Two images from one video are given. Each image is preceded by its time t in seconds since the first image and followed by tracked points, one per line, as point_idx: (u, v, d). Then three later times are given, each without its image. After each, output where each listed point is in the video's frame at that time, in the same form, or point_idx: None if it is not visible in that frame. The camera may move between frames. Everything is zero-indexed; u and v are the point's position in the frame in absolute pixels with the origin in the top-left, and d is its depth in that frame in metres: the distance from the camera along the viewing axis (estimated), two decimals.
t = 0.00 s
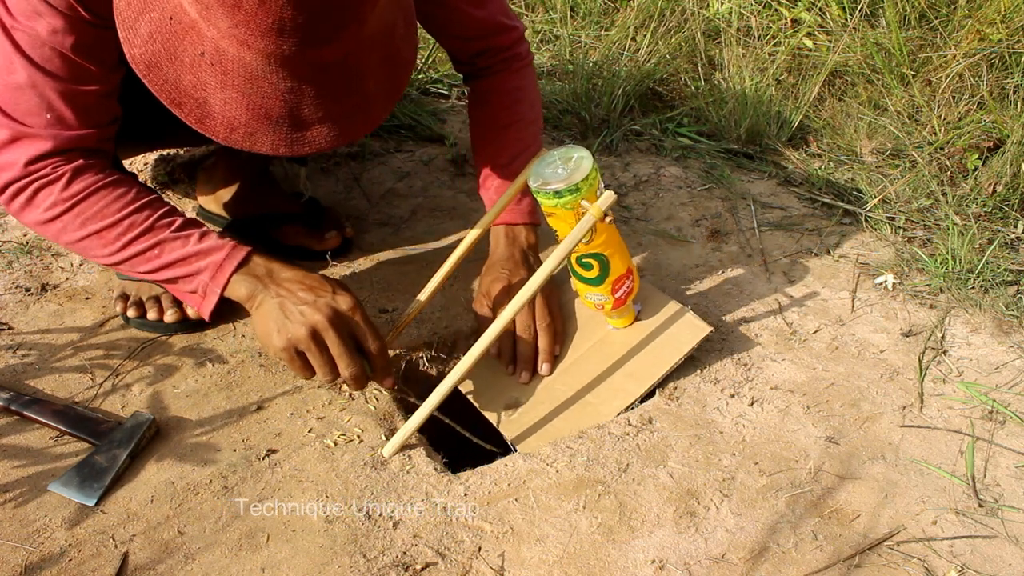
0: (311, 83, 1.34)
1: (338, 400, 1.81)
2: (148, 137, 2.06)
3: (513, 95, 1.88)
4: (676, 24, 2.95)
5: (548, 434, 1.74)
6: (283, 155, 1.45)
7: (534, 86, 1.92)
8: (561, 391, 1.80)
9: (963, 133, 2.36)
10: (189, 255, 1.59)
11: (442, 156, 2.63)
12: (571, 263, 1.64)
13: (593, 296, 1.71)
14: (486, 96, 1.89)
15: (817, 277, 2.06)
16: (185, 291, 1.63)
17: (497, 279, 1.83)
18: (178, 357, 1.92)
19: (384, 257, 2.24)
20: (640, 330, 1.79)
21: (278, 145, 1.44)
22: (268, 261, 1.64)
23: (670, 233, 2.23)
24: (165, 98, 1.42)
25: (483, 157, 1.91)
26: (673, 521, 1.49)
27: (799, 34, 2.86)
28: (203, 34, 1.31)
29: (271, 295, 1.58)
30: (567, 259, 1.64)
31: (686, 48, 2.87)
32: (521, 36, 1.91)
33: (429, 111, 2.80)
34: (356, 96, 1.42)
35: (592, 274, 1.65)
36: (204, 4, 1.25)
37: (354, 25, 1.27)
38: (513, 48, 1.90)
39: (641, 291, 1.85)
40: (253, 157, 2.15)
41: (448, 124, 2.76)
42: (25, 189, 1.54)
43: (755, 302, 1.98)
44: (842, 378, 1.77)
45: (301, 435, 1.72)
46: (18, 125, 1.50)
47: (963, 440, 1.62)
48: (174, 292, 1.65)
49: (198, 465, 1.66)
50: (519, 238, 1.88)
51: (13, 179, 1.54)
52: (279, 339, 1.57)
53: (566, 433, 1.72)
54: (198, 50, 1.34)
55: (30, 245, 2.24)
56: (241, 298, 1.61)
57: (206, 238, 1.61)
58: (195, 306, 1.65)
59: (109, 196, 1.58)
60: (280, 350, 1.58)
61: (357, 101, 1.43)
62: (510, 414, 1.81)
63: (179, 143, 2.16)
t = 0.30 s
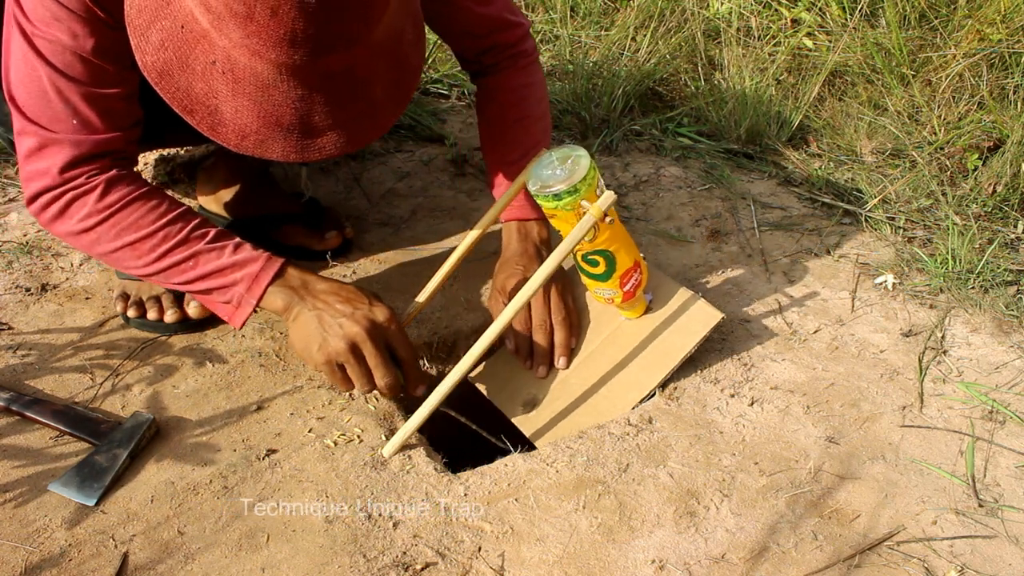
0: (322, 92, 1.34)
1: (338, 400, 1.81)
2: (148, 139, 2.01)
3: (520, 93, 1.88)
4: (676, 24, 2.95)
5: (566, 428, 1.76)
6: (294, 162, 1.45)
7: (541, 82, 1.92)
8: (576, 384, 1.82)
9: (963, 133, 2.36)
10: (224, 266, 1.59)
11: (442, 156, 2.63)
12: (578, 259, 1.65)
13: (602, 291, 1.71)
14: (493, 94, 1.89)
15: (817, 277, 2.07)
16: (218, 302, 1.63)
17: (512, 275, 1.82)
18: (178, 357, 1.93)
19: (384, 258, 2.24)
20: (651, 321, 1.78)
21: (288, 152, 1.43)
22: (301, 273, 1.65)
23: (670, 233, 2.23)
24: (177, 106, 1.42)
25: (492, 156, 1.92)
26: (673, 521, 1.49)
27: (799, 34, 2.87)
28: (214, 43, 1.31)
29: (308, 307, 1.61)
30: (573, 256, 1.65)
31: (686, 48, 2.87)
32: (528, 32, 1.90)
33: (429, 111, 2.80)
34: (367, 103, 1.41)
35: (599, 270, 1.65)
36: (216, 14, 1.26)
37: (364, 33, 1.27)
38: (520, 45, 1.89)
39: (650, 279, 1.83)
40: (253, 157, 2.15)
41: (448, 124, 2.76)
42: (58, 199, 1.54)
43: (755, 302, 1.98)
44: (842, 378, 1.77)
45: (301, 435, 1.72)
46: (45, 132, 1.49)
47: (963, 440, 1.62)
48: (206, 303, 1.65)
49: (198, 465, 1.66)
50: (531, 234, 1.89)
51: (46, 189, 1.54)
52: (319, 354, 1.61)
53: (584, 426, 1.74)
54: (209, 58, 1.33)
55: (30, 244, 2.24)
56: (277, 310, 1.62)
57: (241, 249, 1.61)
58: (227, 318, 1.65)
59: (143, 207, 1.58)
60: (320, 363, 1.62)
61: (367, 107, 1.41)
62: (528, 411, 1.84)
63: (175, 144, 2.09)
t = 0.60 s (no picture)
0: (330, 93, 1.33)
1: (338, 400, 1.81)
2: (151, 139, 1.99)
3: (523, 91, 1.88)
4: (676, 24, 2.95)
5: (577, 423, 1.78)
6: (302, 163, 1.45)
7: (544, 80, 1.92)
8: (584, 382, 1.83)
9: (963, 133, 2.36)
10: (243, 274, 1.60)
11: (442, 156, 2.63)
12: (581, 258, 1.65)
13: (607, 288, 1.72)
14: (496, 92, 1.89)
15: (817, 277, 2.07)
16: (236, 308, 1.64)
17: (519, 274, 1.82)
18: (178, 357, 1.93)
19: (384, 258, 2.24)
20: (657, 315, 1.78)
21: (296, 154, 1.44)
22: (320, 282, 1.66)
23: (670, 233, 2.23)
24: (185, 108, 1.43)
25: (496, 155, 1.92)
26: (673, 521, 1.49)
27: (799, 34, 2.86)
28: (222, 46, 1.31)
29: (326, 316, 1.61)
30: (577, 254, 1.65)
31: (686, 48, 2.87)
32: (529, 30, 1.90)
33: (429, 111, 2.80)
34: (374, 104, 1.41)
35: (602, 267, 1.65)
36: (224, 16, 1.25)
37: (372, 36, 1.27)
38: (522, 43, 1.89)
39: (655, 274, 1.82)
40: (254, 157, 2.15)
41: (448, 124, 2.77)
42: (77, 204, 1.54)
43: (755, 302, 1.98)
44: (842, 378, 1.77)
45: (301, 435, 1.72)
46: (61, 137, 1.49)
47: (963, 440, 1.62)
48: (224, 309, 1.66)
49: (198, 465, 1.66)
50: (536, 232, 1.89)
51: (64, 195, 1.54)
52: (338, 363, 1.61)
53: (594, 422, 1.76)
54: (218, 60, 1.33)
55: (30, 245, 2.24)
56: (296, 318, 1.63)
57: (260, 257, 1.62)
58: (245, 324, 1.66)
59: (163, 214, 1.58)
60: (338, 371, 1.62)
61: (373, 108, 1.42)
62: (538, 409, 1.86)
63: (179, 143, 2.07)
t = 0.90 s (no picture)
0: (335, 92, 1.34)
1: (338, 400, 1.81)
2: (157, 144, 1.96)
3: (524, 94, 1.88)
4: (676, 24, 2.95)
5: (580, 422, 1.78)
6: (308, 162, 1.46)
7: (544, 82, 1.92)
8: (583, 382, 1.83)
9: (963, 133, 2.36)
10: (290, 292, 1.58)
11: (442, 156, 2.63)
12: (581, 258, 1.65)
13: (607, 288, 1.72)
14: (496, 94, 1.89)
15: (817, 277, 2.06)
16: (281, 326, 1.62)
17: (519, 274, 1.82)
18: (177, 357, 1.93)
19: (384, 258, 2.23)
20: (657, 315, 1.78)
21: (302, 153, 1.45)
22: (367, 302, 1.65)
23: (670, 233, 2.23)
24: (191, 108, 1.42)
25: (497, 157, 1.92)
26: (673, 521, 1.49)
27: (799, 34, 2.87)
28: (228, 46, 1.30)
29: (375, 338, 1.60)
30: (577, 254, 1.65)
31: (686, 48, 2.87)
32: (529, 32, 1.89)
33: (429, 111, 2.80)
34: (377, 102, 1.42)
35: (602, 267, 1.65)
36: (230, 16, 1.24)
37: (376, 36, 1.27)
38: (523, 45, 1.89)
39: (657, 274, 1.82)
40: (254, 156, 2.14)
41: (448, 125, 2.77)
42: (121, 215, 1.52)
43: (755, 302, 1.98)
44: (842, 378, 1.77)
45: (301, 435, 1.72)
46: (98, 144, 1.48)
47: (963, 440, 1.62)
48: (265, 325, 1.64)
49: (198, 465, 1.66)
50: (532, 234, 1.88)
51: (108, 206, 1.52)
52: (387, 385, 1.61)
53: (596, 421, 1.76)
54: (223, 60, 1.33)
55: (30, 245, 2.24)
56: (343, 338, 1.61)
57: (307, 276, 1.61)
58: (289, 343, 1.64)
59: (209, 229, 1.56)
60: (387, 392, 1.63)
61: (378, 107, 1.43)
62: (540, 409, 1.86)
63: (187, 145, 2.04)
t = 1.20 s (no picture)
0: (348, 85, 1.34)
1: (338, 400, 1.81)
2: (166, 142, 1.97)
3: (522, 98, 1.88)
4: (676, 24, 2.95)
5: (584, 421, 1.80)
6: (322, 156, 1.47)
7: (541, 88, 1.92)
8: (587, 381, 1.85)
9: (963, 133, 2.36)
10: (314, 302, 1.59)
11: (442, 156, 2.63)
12: (582, 257, 1.65)
13: (608, 286, 1.71)
14: (493, 98, 1.88)
15: (817, 277, 2.07)
16: (303, 336, 1.62)
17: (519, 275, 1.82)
18: (178, 357, 1.93)
19: (384, 258, 2.23)
20: (660, 312, 1.78)
21: (316, 147, 1.45)
22: (388, 312, 1.66)
23: (670, 233, 2.23)
24: (203, 106, 1.42)
25: (491, 163, 1.91)
26: (673, 521, 1.49)
27: (799, 34, 2.87)
28: (239, 42, 1.29)
29: (398, 348, 1.63)
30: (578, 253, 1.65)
31: (686, 48, 2.87)
32: (527, 39, 1.90)
33: (429, 111, 2.80)
34: (387, 95, 1.43)
35: (603, 266, 1.65)
36: (242, 12, 1.23)
37: (387, 30, 1.27)
38: (520, 51, 1.90)
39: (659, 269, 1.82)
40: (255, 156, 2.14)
41: (448, 125, 2.77)
42: (145, 220, 1.52)
43: (755, 302, 1.98)
44: (842, 378, 1.77)
45: (301, 435, 1.72)
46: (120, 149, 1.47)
47: (963, 440, 1.62)
48: (285, 334, 1.64)
49: (198, 465, 1.66)
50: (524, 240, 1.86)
51: (131, 211, 1.52)
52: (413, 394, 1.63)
53: (597, 420, 1.77)
54: (235, 57, 1.32)
55: (30, 245, 2.24)
56: (367, 347, 1.63)
57: (330, 284, 1.61)
58: (309, 353, 1.64)
59: (233, 237, 1.56)
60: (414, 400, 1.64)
61: (390, 99, 1.43)
62: (544, 409, 1.89)
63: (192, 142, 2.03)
